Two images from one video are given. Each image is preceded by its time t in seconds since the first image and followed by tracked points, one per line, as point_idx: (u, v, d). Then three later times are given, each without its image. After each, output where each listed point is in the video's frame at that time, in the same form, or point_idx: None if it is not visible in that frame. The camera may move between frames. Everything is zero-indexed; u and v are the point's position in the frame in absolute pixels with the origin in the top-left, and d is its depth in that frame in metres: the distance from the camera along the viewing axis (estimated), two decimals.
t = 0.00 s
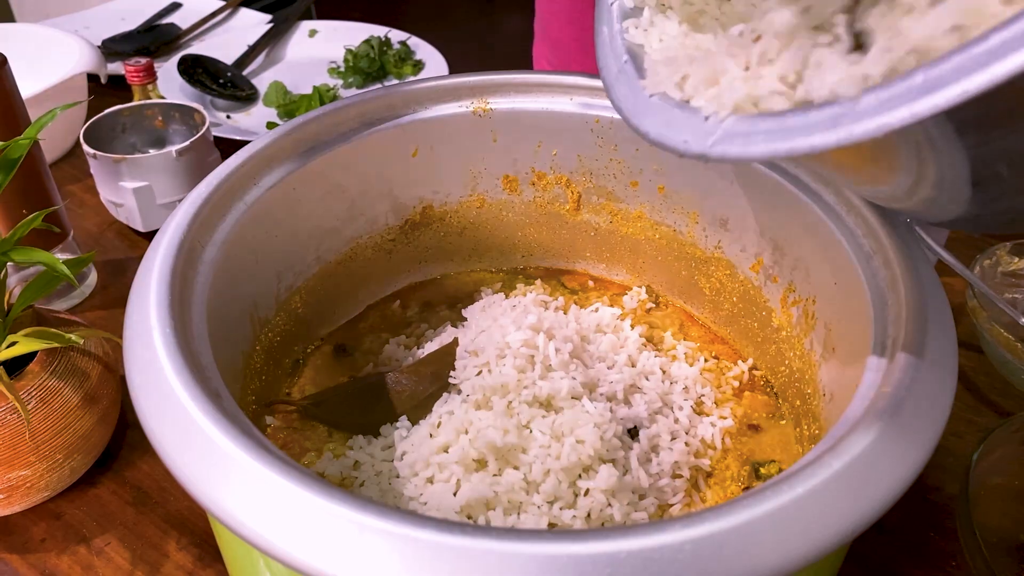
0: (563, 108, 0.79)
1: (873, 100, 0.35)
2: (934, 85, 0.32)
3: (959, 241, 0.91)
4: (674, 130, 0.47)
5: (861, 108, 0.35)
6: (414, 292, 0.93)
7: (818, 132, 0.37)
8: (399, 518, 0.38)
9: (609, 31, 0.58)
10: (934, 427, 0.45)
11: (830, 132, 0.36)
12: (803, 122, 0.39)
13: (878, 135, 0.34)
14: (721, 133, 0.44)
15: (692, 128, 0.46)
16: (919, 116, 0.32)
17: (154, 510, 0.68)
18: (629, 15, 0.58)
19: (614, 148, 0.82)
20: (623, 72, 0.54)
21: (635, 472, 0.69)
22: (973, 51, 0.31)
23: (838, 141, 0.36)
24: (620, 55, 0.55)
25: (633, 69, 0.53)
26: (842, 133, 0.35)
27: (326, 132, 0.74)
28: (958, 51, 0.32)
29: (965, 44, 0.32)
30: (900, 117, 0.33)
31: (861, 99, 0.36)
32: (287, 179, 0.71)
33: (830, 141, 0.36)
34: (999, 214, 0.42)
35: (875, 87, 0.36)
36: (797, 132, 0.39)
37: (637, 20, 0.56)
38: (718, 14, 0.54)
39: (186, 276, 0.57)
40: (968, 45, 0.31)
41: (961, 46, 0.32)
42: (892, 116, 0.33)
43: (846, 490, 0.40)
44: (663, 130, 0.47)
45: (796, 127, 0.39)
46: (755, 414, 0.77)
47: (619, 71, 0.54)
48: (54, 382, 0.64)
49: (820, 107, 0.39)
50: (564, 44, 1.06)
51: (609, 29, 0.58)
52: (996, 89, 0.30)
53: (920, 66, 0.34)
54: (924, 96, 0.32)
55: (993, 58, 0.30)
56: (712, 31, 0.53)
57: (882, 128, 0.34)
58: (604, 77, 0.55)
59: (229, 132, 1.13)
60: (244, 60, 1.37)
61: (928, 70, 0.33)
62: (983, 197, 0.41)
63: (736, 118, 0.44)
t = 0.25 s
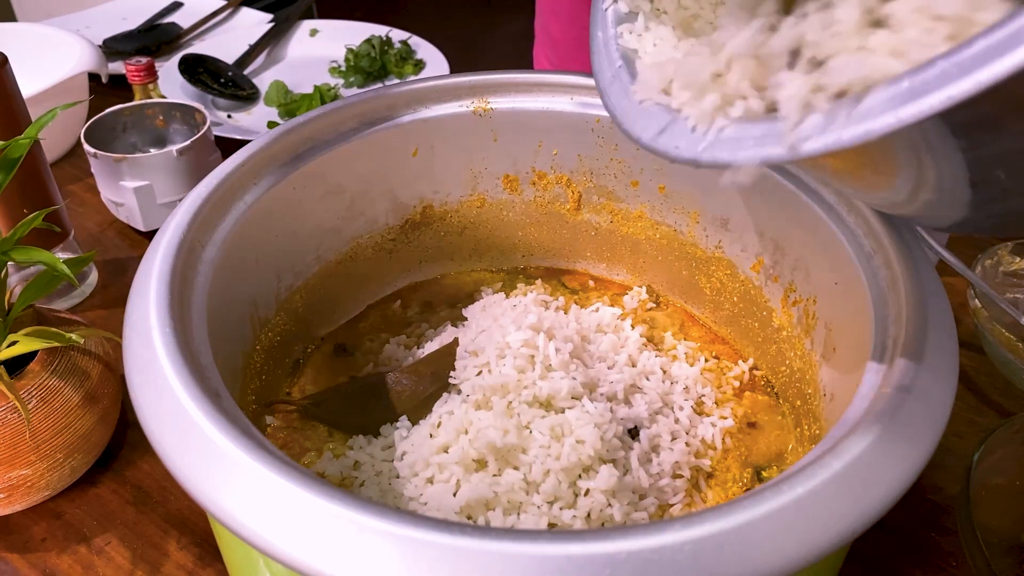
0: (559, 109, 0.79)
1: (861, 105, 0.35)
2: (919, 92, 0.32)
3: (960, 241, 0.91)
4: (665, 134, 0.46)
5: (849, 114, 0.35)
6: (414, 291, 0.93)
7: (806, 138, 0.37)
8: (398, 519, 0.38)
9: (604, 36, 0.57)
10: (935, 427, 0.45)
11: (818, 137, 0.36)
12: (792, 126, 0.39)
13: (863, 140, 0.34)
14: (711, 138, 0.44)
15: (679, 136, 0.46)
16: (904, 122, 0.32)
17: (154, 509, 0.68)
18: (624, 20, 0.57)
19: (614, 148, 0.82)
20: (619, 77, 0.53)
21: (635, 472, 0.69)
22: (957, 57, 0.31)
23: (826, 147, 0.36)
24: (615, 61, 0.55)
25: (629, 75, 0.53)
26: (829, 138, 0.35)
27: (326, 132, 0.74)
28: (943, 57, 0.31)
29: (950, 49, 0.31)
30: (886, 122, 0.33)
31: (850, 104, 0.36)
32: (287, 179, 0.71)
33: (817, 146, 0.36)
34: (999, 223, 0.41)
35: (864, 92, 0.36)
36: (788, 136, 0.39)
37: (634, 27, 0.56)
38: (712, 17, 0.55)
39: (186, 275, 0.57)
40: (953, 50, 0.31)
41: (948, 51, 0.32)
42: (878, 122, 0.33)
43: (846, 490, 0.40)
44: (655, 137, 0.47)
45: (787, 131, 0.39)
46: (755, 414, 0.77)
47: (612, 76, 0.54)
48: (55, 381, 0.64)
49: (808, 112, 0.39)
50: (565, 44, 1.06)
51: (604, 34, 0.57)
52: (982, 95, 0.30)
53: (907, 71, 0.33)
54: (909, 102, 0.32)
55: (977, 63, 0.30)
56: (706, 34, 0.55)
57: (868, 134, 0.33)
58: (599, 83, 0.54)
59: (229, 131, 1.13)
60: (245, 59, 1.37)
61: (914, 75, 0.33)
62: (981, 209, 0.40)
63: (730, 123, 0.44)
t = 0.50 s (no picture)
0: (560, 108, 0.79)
1: (854, 110, 0.36)
2: (910, 94, 0.32)
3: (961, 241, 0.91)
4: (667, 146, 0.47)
5: (843, 119, 0.36)
6: (414, 291, 0.93)
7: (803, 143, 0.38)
8: (397, 519, 0.38)
9: (601, 41, 0.59)
10: (934, 428, 0.44)
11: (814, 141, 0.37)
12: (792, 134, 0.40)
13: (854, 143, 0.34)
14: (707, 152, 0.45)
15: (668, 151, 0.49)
16: (893, 125, 0.33)
17: (154, 508, 0.68)
18: (619, 24, 0.59)
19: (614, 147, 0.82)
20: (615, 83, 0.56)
21: (635, 472, 0.69)
22: (946, 61, 0.31)
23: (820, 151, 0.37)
24: (611, 65, 0.57)
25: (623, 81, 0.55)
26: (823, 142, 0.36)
27: (327, 131, 0.74)
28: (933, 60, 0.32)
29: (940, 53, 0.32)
30: (875, 126, 0.33)
31: (845, 109, 0.37)
32: (288, 179, 0.71)
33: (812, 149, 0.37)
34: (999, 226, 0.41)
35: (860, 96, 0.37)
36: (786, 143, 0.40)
37: (628, 32, 0.57)
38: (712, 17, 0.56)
39: (186, 274, 0.57)
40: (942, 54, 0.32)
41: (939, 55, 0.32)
42: (869, 126, 0.34)
43: (846, 490, 0.40)
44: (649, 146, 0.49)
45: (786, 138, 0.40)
46: (756, 414, 0.77)
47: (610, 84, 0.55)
48: (55, 380, 0.64)
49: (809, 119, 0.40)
50: (566, 42, 1.06)
51: (601, 38, 0.59)
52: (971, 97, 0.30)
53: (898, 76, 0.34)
54: (898, 106, 0.33)
55: (966, 66, 0.30)
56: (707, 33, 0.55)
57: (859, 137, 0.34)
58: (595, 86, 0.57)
59: (230, 131, 1.13)
60: (246, 58, 1.37)
61: (905, 79, 0.33)
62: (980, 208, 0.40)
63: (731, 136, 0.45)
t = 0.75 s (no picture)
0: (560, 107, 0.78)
1: (848, 110, 0.36)
2: (903, 95, 0.32)
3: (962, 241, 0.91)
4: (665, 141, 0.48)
5: (836, 119, 0.37)
6: (414, 291, 0.93)
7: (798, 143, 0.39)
8: (395, 519, 0.38)
9: (596, 45, 0.60)
10: (933, 428, 0.44)
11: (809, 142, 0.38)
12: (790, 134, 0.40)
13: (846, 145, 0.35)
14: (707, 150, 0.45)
15: (670, 154, 0.51)
16: (884, 126, 0.33)
17: (154, 508, 0.68)
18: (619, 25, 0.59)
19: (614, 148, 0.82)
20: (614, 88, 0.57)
21: (634, 472, 0.68)
22: (936, 63, 0.31)
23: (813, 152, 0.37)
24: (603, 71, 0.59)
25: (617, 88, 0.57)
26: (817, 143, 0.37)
27: (326, 131, 0.74)
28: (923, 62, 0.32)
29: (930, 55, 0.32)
30: (867, 127, 0.34)
31: (841, 109, 0.37)
32: (287, 178, 0.71)
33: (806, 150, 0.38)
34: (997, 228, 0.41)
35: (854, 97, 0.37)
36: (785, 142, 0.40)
37: (626, 33, 0.58)
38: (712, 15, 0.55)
39: (185, 274, 0.57)
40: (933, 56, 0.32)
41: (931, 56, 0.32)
42: (861, 127, 0.34)
43: (845, 491, 0.40)
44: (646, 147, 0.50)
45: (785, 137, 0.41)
46: (755, 414, 0.77)
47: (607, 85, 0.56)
48: (55, 380, 0.64)
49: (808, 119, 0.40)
50: (567, 41, 1.06)
51: (596, 42, 0.60)
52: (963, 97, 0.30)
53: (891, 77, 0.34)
54: (889, 107, 0.33)
55: (958, 67, 0.30)
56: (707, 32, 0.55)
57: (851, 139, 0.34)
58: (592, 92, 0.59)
59: (230, 130, 1.13)
60: (246, 58, 1.37)
61: (896, 81, 0.33)
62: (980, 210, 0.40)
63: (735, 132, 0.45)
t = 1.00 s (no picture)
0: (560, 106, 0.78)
1: (845, 109, 0.36)
2: (898, 96, 0.32)
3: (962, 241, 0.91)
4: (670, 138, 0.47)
5: (835, 119, 0.37)
6: (414, 291, 0.93)
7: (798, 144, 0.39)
8: (393, 519, 0.38)
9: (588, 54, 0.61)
10: (934, 428, 0.44)
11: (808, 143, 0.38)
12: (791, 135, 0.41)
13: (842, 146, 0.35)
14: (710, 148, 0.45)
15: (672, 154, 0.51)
16: (880, 127, 0.33)
17: (154, 507, 0.68)
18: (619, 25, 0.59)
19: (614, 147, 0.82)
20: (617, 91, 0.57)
21: (634, 472, 0.68)
22: (931, 62, 0.31)
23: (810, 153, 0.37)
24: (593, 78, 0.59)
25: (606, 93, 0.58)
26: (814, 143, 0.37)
27: (326, 130, 0.74)
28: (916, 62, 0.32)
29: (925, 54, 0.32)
30: (863, 129, 0.34)
31: (840, 108, 0.37)
32: (287, 178, 0.71)
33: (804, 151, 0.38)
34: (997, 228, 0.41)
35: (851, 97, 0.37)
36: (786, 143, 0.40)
37: (626, 32, 0.58)
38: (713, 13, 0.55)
39: (184, 274, 0.57)
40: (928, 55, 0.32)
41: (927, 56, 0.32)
42: (857, 127, 0.34)
43: (845, 492, 0.40)
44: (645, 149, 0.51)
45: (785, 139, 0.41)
46: (755, 414, 0.77)
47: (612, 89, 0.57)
48: (55, 379, 0.64)
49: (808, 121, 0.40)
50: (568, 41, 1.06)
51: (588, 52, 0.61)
52: (959, 97, 0.30)
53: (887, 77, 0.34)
54: (885, 108, 0.33)
55: (953, 67, 0.30)
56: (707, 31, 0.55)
57: (847, 140, 0.34)
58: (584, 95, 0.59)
59: (230, 130, 1.13)
60: (247, 57, 1.37)
61: (890, 81, 0.33)
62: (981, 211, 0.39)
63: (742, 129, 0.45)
